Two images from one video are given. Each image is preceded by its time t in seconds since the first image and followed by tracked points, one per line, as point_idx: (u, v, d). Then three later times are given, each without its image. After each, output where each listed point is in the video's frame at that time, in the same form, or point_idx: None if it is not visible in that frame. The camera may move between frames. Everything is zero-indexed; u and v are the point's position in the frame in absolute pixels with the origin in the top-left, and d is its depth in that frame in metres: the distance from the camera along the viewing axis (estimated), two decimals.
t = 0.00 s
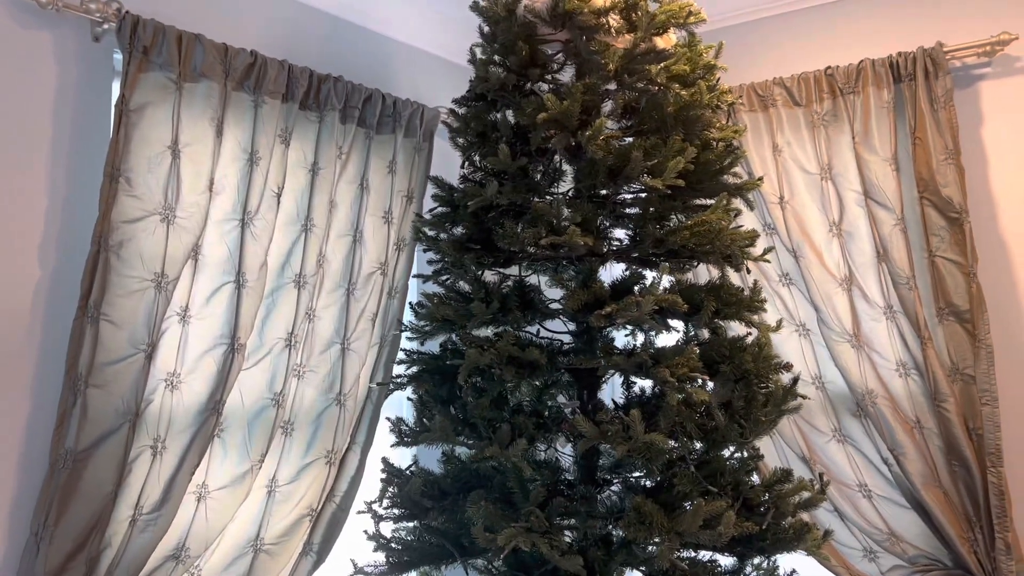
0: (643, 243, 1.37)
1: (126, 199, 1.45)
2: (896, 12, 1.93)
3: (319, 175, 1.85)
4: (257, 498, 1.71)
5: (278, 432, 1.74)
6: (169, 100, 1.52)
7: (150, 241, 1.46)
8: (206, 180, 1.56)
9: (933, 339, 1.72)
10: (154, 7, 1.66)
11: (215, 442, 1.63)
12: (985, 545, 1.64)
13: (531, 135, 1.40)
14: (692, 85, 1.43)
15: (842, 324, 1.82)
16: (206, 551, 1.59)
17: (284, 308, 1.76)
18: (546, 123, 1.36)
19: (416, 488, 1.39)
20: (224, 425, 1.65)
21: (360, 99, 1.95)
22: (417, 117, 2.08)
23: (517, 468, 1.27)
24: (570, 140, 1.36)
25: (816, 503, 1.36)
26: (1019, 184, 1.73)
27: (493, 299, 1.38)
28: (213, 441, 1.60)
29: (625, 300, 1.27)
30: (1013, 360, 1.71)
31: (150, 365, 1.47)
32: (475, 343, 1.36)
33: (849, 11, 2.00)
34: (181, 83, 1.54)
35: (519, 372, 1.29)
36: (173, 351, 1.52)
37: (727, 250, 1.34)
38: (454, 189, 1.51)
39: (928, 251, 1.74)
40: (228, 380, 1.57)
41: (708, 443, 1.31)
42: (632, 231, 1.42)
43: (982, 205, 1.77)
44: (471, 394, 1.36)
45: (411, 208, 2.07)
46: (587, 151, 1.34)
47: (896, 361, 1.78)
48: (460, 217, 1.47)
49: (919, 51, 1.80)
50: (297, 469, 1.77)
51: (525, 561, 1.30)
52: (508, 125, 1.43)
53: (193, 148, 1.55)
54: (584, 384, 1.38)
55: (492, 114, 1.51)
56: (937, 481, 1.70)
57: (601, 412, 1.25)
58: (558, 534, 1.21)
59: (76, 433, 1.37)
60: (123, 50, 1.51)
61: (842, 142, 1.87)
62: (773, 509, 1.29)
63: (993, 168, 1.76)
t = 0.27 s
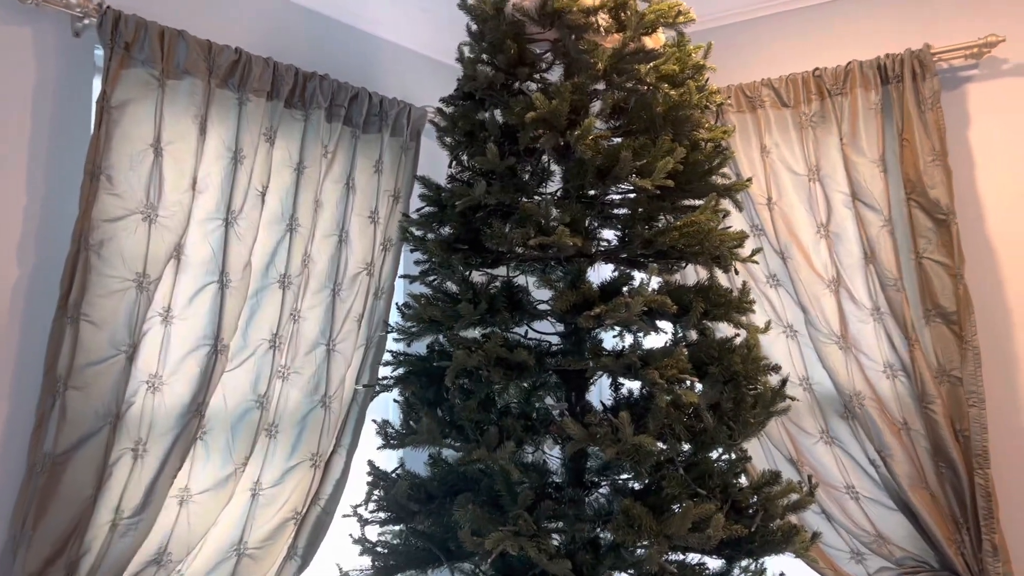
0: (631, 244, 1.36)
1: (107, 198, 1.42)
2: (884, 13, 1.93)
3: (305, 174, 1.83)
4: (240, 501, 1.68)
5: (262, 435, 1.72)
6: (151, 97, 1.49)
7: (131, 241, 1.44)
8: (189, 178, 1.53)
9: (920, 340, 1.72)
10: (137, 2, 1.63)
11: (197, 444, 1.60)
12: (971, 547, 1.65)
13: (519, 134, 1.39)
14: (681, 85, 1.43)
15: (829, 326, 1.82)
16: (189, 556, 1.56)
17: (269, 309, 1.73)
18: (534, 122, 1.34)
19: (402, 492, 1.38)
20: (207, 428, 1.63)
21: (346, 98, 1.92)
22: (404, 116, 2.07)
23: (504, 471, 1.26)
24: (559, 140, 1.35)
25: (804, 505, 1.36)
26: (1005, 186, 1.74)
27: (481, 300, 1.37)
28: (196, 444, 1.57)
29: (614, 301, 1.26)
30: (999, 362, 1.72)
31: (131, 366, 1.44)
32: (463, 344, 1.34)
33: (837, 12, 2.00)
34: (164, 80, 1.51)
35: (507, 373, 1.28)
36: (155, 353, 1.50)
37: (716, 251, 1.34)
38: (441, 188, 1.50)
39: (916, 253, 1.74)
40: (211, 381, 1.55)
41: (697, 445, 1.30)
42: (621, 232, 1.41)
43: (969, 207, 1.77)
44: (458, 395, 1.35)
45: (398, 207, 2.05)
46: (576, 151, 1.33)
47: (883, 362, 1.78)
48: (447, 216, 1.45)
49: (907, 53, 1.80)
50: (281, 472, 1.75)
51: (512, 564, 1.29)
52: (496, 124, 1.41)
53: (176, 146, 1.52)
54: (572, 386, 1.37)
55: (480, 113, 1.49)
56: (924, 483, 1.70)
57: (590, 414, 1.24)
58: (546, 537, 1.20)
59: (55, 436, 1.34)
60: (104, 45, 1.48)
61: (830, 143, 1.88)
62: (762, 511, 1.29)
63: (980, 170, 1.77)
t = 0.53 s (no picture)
0: (617, 251, 1.35)
1: (80, 204, 1.38)
2: (867, 21, 1.94)
3: (284, 179, 1.79)
4: (217, 513, 1.64)
5: (239, 445, 1.68)
6: (127, 100, 1.45)
7: (105, 248, 1.39)
8: (166, 184, 1.49)
9: (904, 348, 1.73)
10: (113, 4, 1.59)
11: (173, 456, 1.55)
12: (955, 555, 1.65)
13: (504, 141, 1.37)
14: (667, 92, 1.41)
15: (813, 334, 1.82)
16: (164, 570, 1.52)
17: (247, 317, 1.69)
18: (519, 128, 1.33)
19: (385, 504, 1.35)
20: (183, 439, 1.58)
21: (326, 102, 1.89)
22: (385, 120, 2.04)
23: (489, 483, 1.24)
24: (544, 147, 1.34)
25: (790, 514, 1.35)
26: (986, 194, 1.75)
27: (465, 309, 1.35)
28: (172, 456, 1.53)
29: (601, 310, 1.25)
30: (980, 370, 1.73)
31: (105, 377, 1.40)
32: (448, 354, 1.32)
33: (819, 20, 2.01)
34: (140, 83, 1.47)
35: (492, 383, 1.26)
36: (130, 363, 1.45)
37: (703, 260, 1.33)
38: (424, 195, 1.48)
39: (899, 261, 1.75)
40: (188, 392, 1.51)
41: (683, 454, 1.29)
42: (606, 239, 1.39)
43: (950, 214, 1.78)
44: (441, 406, 1.32)
45: (379, 213, 2.02)
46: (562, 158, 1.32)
47: (866, 370, 1.78)
48: (431, 224, 1.43)
49: (890, 61, 1.81)
50: (260, 483, 1.71)
51: None
52: (480, 131, 1.40)
53: (153, 151, 1.48)
54: (556, 395, 1.35)
55: (463, 119, 1.47)
56: (907, 492, 1.71)
57: (576, 425, 1.22)
58: (532, 550, 1.18)
59: (25, 449, 1.29)
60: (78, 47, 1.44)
61: (813, 150, 1.88)
62: (748, 521, 1.28)
63: (962, 178, 1.78)
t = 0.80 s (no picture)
0: (615, 257, 1.33)
1: (66, 208, 1.34)
2: (857, 27, 1.95)
3: (273, 182, 1.76)
4: (206, 523, 1.60)
5: (228, 454, 1.64)
6: (114, 101, 1.41)
7: (92, 253, 1.36)
8: (153, 187, 1.45)
9: (896, 353, 1.74)
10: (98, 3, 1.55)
11: (161, 466, 1.52)
12: (947, 559, 1.66)
13: (501, 145, 1.36)
14: (663, 96, 1.41)
15: (805, 338, 1.83)
16: None
17: (236, 323, 1.65)
18: (517, 132, 1.31)
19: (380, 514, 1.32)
20: (171, 449, 1.55)
21: (315, 104, 1.87)
22: (375, 123, 2.02)
23: (488, 492, 1.22)
24: (542, 151, 1.32)
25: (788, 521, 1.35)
26: (977, 199, 1.77)
27: (462, 315, 1.33)
28: (160, 466, 1.49)
29: (601, 317, 1.24)
30: (972, 374, 1.74)
31: (91, 386, 1.36)
32: (445, 361, 1.30)
33: (810, 25, 2.02)
34: (128, 84, 1.43)
35: (491, 391, 1.24)
36: (116, 371, 1.41)
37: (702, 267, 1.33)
38: (418, 198, 1.46)
39: (891, 265, 1.76)
40: (176, 400, 1.47)
41: (680, 460, 1.29)
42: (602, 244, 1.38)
43: (941, 219, 1.80)
44: (437, 413, 1.31)
45: (368, 217, 1.99)
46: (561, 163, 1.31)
47: (858, 374, 1.79)
48: (426, 229, 1.41)
49: (882, 66, 1.82)
50: (249, 493, 1.67)
51: None
52: (476, 134, 1.39)
53: (140, 153, 1.44)
54: (553, 402, 1.33)
55: (458, 122, 1.46)
56: (900, 496, 1.72)
57: (577, 433, 1.20)
58: (533, 560, 1.17)
59: (9, 460, 1.25)
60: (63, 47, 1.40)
61: (805, 155, 1.89)
62: (747, 528, 1.27)
63: (953, 183, 1.79)
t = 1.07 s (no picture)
0: (614, 265, 1.33)
1: (57, 217, 1.31)
2: (846, 36, 1.97)
3: (265, 190, 1.74)
4: (198, 537, 1.58)
5: (220, 466, 1.61)
6: (106, 108, 1.39)
7: (84, 262, 1.33)
8: (146, 196, 1.42)
9: (887, 360, 1.76)
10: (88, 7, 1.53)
11: (153, 479, 1.49)
12: (938, 563, 1.68)
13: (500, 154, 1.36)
14: (661, 105, 1.41)
15: (797, 345, 1.85)
16: None
17: (228, 333, 1.63)
18: (516, 141, 1.31)
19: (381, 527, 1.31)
20: (163, 461, 1.52)
21: (306, 111, 1.85)
22: (365, 130, 2.00)
23: (491, 503, 1.21)
24: (542, 160, 1.32)
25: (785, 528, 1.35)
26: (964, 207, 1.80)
27: (462, 324, 1.33)
28: (152, 479, 1.46)
29: (603, 326, 1.24)
30: (960, 379, 1.77)
31: (83, 398, 1.33)
32: (446, 371, 1.30)
33: (800, 34, 2.04)
34: (120, 90, 1.41)
35: (493, 402, 1.24)
36: (108, 382, 1.39)
37: (701, 275, 1.33)
38: (416, 207, 1.45)
39: (881, 273, 1.79)
40: (169, 412, 1.44)
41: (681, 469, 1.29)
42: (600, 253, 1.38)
43: (930, 226, 1.83)
44: (438, 424, 1.30)
45: (359, 224, 1.98)
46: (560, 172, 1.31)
47: (849, 381, 1.81)
48: (424, 238, 1.40)
49: (871, 76, 1.84)
50: (241, 504, 1.65)
51: None
52: (475, 143, 1.39)
53: (133, 161, 1.42)
54: (550, 411, 1.32)
55: (455, 130, 1.45)
56: (891, 501, 1.74)
57: (580, 443, 1.21)
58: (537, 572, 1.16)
59: None
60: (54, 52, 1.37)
61: (796, 163, 1.91)
62: (747, 536, 1.27)
63: (941, 190, 1.82)
